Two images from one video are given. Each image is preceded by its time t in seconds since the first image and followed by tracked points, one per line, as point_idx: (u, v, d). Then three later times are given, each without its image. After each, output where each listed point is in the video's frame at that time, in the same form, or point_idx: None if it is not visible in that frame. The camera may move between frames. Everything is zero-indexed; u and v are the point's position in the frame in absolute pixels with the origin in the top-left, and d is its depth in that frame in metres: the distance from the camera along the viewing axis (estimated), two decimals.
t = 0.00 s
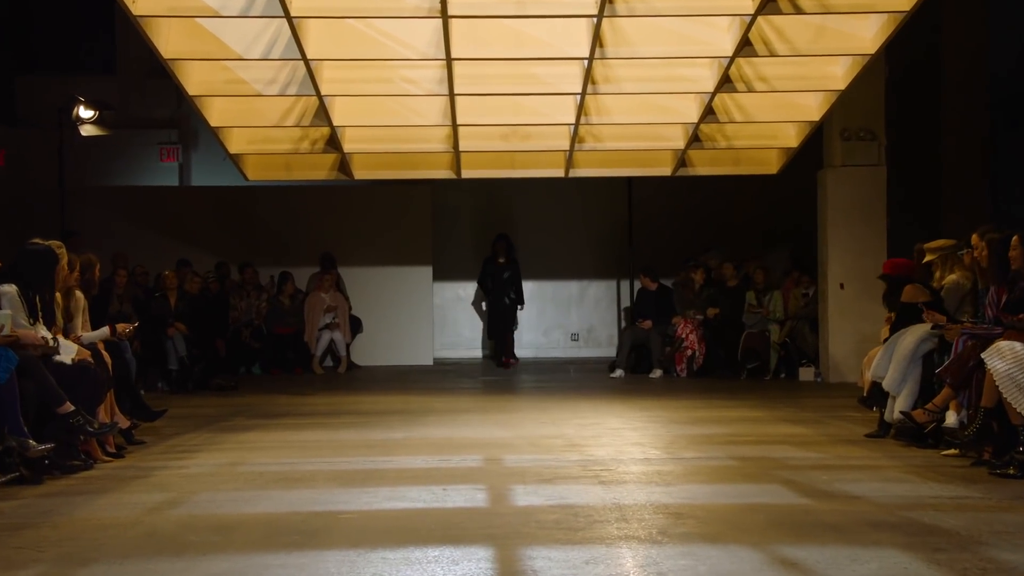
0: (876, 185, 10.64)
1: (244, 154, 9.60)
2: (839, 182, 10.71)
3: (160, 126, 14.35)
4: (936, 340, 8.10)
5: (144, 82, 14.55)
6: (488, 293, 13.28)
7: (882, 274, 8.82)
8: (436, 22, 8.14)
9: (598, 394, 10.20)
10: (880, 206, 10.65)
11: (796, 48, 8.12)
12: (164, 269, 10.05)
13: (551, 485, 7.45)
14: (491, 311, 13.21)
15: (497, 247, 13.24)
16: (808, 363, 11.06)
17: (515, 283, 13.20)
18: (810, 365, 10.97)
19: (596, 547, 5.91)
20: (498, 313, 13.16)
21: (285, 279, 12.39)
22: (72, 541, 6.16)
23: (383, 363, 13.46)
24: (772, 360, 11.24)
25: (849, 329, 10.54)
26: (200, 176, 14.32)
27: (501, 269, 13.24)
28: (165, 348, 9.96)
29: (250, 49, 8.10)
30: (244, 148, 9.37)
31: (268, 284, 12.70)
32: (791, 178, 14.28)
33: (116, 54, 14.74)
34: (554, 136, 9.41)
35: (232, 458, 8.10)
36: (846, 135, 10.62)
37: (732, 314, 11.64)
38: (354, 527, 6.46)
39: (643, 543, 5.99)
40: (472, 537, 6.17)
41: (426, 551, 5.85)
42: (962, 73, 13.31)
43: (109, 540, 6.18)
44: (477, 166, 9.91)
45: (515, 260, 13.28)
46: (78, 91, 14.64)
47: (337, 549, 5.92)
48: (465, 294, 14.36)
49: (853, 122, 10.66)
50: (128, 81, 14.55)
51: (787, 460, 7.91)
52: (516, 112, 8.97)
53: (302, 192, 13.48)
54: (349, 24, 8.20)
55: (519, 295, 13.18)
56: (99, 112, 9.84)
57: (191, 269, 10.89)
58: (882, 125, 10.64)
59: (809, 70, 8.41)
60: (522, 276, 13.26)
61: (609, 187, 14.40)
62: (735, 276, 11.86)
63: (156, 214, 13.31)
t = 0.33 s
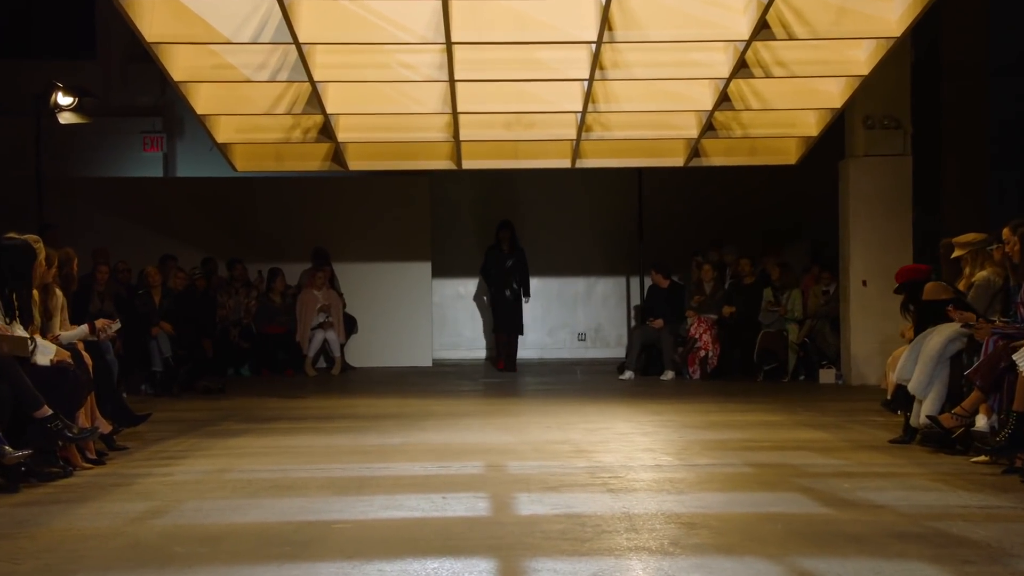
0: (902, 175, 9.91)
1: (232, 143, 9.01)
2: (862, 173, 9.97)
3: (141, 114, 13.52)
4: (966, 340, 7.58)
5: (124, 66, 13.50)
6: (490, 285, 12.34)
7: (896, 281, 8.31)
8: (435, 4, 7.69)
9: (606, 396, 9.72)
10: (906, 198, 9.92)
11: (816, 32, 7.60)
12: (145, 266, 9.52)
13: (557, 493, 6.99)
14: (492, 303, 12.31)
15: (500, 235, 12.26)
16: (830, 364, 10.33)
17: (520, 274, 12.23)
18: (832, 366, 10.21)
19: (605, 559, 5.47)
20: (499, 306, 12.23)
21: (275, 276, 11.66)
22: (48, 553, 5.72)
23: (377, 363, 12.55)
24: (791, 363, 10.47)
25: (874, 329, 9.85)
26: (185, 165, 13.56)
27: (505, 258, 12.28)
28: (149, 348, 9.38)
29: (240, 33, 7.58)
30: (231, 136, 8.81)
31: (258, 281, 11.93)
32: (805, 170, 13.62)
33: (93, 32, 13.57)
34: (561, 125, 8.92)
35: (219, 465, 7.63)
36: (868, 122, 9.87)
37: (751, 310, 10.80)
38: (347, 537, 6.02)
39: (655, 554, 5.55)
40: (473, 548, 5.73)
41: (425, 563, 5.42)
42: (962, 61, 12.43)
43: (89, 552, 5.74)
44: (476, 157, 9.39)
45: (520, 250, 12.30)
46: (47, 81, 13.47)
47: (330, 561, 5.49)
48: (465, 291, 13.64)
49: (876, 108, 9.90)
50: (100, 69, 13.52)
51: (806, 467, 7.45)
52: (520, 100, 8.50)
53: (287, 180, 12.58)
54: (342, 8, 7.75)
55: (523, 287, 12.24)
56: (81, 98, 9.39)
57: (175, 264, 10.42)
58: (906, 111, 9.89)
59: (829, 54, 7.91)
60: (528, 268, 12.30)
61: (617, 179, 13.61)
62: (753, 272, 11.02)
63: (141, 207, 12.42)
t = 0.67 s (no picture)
0: (931, 166, 9.37)
1: (220, 132, 8.54)
2: (887, 163, 9.43)
3: (121, 101, 12.17)
4: (998, 341, 7.10)
5: (104, 49, 12.24)
6: (490, 289, 11.14)
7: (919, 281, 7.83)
8: None
9: (616, 401, 9.25)
10: (935, 190, 9.38)
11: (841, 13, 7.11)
12: (126, 262, 9.16)
13: (563, 503, 6.55)
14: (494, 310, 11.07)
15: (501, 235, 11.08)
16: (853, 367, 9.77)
17: (523, 276, 11.06)
18: (855, 368, 9.66)
19: (616, 574, 5.02)
20: (500, 314, 11.03)
21: (266, 272, 10.97)
22: (20, 568, 5.28)
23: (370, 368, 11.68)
24: (812, 365, 9.84)
25: (898, 330, 9.33)
26: (171, 156, 12.18)
27: (507, 260, 11.06)
28: (131, 348, 8.99)
29: (227, 16, 7.16)
30: (219, 125, 8.34)
31: (247, 277, 11.20)
32: (831, 158, 12.58)
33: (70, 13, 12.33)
34: (566, 113, 8.49)
35: (207, 473, 7.18)
36: (895, 110, 9.35)
37: (769, 306, 10.16)
38: (341, 550, 5.57)
39: (668, 569, 5.11)
40: (475, 562, 5.28)
41: None
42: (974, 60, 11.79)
43: (66, 566, 5.30)
44: (478, 147, 8.95)
45: (523, 252, 11.08)
46: (22, 67, 12.18)
47: None
48: (467, 289, 12.54)
49: (904, 95, 9.36)
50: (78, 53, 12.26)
51: (828, 476, 7.00)
52: (524, 84, 8.04)
53: (277, 172, 11.82)
54: None
55: (527, 291, 11.05)
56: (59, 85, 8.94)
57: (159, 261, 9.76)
58: (935, 98, 9.35)
59: (853, 37, 7.42)
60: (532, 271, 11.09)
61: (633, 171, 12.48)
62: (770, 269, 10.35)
63: (117, 200, 11.64)
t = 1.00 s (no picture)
0: (959, 158, 8.94)
1: (207, 124, 8.11)
2: (913, 155, 9.00)
3: (102, 89, 11.58)
4: None
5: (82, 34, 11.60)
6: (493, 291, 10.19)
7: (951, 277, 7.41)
8: None
9: (625, 406, 8.82)
10: (964, 183, 8.94)
11: None
12: (109, 259, 8.70)
13: (569, 515, 6.14)
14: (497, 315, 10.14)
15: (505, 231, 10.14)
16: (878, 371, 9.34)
17: (527, 276, 10.13)
18: (878, 371, 9.20)
19: None
20: (502, 317, 10.10)
21: (255, 270, 10.58)
22: None
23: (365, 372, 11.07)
24: (834, 368, 9.41)
25: (924, 332, 8.92)
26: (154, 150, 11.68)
27: (508, 259, 10.11)
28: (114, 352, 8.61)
29: None
30: (207, 115, 7.89)
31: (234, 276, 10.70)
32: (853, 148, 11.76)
33: None
34: (573, 102, 8.07)
35: (194, 483, 6.76)
36: (923, 98, 8.89)
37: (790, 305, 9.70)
38: (332, 565, 5.16)
39: None
40: None
41: None
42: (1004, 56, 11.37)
43: None
44: (479, 138, 8.52)
45: (527, 252, 10.14)
46: None
47: None
48: (469, 289, 11.80)
49: (932, 83, 8.91)
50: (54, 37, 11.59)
51: (851, 486, 6.58)
52: (533, 74, 7.64)
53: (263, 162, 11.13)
54: None
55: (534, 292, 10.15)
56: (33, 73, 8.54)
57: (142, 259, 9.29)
58: (964, 85, 8.91)
59: (875, 22, 7.05)
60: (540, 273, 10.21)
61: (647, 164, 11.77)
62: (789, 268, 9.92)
63: (91, 193, 10.91)
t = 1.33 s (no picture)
0: (990, 149, 8.50)
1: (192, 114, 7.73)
2: (940, 147, 8.57)
3: (82, 77, 11.18)
4: None
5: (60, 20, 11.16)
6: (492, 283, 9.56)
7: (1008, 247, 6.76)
8: None
9: (634, 413, 8.41)
10: (994, 176, 8.51)
11: None
12: (89, 259, 8.35)
13: (577, 528, 5.74)
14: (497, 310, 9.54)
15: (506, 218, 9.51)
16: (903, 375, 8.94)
17: (530, 265, 9.47)
18: (904, 377, 8.82)
19: None
20: (503, 311, 9.50)
21: (244, 267, 10.07)
22: None
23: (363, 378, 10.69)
24: (857, 374, 9.01)
25: (953, 334, 8.49)
26: (136, 141, 11.27)
27: (511, 247, 9.49)
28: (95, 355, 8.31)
29: None
30: (192, 104, 7.51)
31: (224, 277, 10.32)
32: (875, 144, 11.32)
33: None
34: (580, 92, 7.68)
35: (179, 495, 6.36)
36: (952, 88, 8.46)
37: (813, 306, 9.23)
38: None
39: None
40: None
41: None
42: None
43: None
44: (481, 130, 8.14)
45: (531, 240, 9.49)
46: None
47: None
48: (470, 289, 11.40)
49: (961, 70, 8.48)
50: (28, 24, 11.15)
51: (875, 498, 6.17)
52: (535, 62, 7.26)
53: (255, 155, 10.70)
54: None
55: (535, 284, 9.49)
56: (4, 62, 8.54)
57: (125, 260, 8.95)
58: (995, 73, 8.47)
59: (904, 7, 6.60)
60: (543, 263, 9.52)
61: (657, 159, 11.36)
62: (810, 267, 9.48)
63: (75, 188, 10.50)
